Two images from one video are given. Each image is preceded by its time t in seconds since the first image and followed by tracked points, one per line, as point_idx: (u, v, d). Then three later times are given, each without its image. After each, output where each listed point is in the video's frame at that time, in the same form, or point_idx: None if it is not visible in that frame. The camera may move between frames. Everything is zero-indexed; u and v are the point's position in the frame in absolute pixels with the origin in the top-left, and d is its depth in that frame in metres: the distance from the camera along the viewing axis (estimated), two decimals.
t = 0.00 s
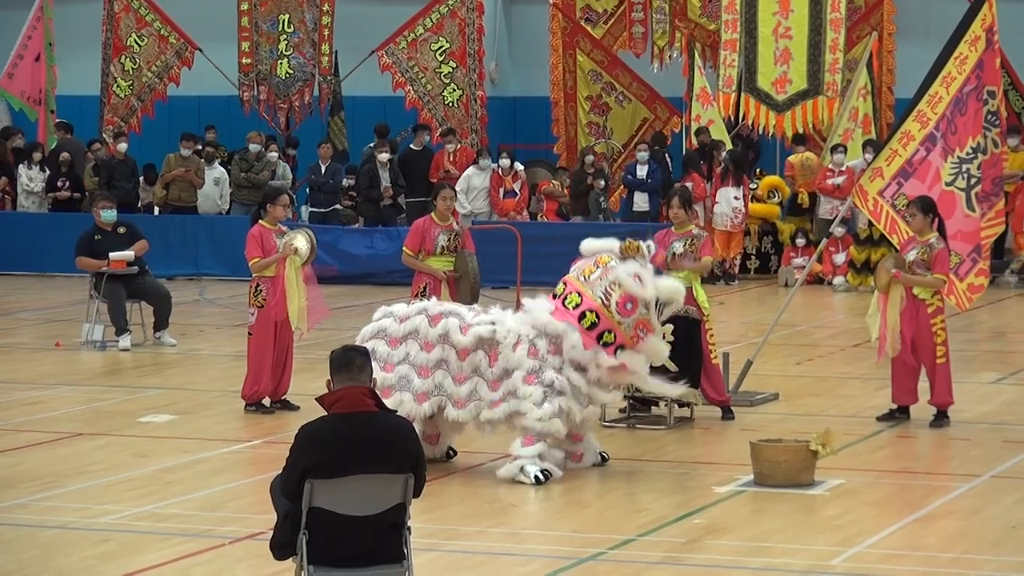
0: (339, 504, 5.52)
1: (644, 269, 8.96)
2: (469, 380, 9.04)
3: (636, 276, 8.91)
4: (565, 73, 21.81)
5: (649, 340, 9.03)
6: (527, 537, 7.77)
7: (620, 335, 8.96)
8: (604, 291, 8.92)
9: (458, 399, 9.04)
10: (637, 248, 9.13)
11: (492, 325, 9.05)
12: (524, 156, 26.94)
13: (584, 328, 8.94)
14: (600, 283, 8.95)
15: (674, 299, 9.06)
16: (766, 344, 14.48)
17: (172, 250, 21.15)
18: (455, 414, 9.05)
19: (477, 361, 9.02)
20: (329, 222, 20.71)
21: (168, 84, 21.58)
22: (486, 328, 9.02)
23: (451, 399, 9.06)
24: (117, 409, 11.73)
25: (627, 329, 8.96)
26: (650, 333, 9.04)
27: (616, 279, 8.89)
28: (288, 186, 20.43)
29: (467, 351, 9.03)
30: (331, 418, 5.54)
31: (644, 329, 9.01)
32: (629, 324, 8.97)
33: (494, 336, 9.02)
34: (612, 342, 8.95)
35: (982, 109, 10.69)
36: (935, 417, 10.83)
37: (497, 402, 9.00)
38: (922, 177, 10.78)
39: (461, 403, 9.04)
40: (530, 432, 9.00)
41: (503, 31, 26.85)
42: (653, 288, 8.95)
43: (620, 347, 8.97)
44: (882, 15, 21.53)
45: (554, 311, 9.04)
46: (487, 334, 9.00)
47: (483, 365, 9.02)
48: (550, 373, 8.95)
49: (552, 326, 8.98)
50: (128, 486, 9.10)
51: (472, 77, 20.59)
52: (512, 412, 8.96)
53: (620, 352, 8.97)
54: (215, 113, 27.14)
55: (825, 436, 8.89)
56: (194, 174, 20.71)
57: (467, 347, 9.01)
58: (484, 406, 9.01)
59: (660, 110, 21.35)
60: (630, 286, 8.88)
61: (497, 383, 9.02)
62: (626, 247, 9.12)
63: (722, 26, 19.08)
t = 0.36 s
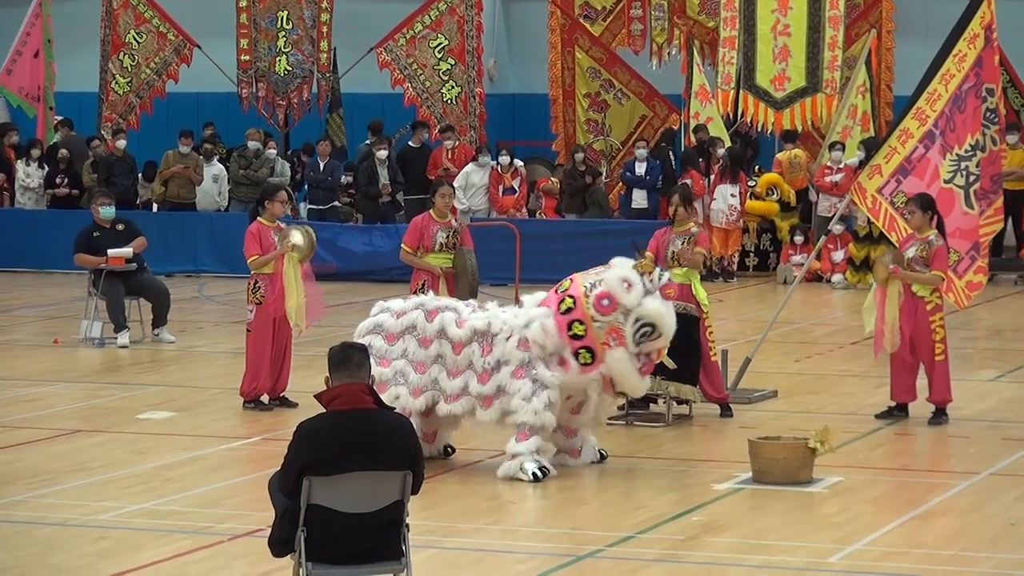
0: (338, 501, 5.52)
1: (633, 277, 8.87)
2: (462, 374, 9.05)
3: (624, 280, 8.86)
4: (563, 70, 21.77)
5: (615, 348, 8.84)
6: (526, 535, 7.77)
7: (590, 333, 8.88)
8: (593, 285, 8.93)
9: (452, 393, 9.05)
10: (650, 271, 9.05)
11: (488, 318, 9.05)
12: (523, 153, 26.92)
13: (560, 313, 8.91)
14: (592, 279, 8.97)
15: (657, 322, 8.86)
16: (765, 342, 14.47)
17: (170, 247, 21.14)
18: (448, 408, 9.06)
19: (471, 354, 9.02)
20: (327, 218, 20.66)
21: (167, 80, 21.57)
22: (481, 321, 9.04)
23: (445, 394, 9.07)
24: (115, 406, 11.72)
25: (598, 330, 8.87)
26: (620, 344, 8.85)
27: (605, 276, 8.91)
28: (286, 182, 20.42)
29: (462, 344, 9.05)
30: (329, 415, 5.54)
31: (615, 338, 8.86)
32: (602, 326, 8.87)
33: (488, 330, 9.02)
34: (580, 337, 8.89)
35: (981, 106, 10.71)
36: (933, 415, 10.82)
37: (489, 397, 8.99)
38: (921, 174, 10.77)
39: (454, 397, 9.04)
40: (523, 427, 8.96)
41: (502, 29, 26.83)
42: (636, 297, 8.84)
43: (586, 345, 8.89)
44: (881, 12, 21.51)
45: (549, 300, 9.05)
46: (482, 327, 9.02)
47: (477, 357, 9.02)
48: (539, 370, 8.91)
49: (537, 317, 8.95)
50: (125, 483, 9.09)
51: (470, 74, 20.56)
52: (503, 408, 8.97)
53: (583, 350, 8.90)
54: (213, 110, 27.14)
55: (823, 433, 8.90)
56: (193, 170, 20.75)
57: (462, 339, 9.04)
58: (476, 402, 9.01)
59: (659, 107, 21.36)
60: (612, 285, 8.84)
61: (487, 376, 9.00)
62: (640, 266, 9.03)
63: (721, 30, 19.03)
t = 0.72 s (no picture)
0: (336, 499, 5.53)
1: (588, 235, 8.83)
2: (456, 376, 9.04)
3: (577, 244, 8.85)
4: (560, 68, 21.74)
5: (607, 305, 8.74)
6: (523, 533, 7.77)
7: (578, 304, 8.86)
8: (560, 265, 8.98)
9: (446, 394, 9.05)
10: (610, 225, 8.87)
11: (483, 325, 9.07)
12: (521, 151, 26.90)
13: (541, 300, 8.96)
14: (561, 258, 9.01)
15: (630, 260, 8.68)
16: (762, 340, 14.49)
17: (168, 246, 21.14)
18: (440, 409, 9.08)
19: (467, 357, 9.02)
20: (325, 217, 20.60)
21: (163, 79, 21.57)
22: (477, 326, 9.05)
23: (438, 395, 9.07)
24: (113, 405, 11.72)
25: (585, 298, 8.85)
26: (610, 298, 8.75)
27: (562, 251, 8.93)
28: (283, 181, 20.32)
29: (457, 347, 9.02)
30: (326, 413, 5.54)
31: (603, 294, 8.79)
32: (587, 292, 8.85)
33: (484, 333, 9.03)
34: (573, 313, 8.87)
35: (977, 104, 10.70)
36: (930, 412, 10.83)
37: (483, 400, 9.03)
38: (918, 172, 10.79)
39: (447, 399, 9.05)
40: (521, 426, 9.00)
41: (500, 28, 26.84)
42: (597, 252, 8.78)
43: (581, 316, 8.84)
44: (878, 10, 21.50)
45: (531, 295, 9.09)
46: (478, 332, 9.03)
47: (472, 361, 9.03)
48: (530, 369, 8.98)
49: (521, 313, 8.99)
50: (123, 482, 9.09)
51: (467, 72, 20.55)
52: (497, 411, 9.02)
53: (581, 321, 8.83)
54: (210, 109, 27.15)
55: (821, 431, 8.84)
56: (190, 168, 20.76)
57: (458, 342, 9.02)
58: (470, 403, 9.04)
59: (656, 105, 21.38)
60: (569, 251, 8.84)
61: (480, 379, 9.05)
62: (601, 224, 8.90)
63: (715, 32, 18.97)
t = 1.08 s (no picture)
0: (336, 496, 5.52)
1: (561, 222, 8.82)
2: (452, 372, 8.99)
3: (551, 235, 8.82)
4: (559, 65, 21.69)
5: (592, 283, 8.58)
6: (522, 530, 7.75)
7: (569, 293, 8.72)
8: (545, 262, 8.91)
9: (442, 390, 9.00)
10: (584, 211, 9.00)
11: (485, 326, 9.07)
12: (520, 148, 26.87)
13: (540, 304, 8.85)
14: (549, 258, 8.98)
15: (600, 232, 8.59)
16: (761, 337, 14.48)
17: (167, 244, 21.13)
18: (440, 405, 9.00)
19: (466, 356, 8.99)
20: (323, 215, 20.67)
21: (162, 77, 21.55)
22: (479, 327, 9.05)
23: (436, 392, 9.02)
24: (112, 402, 11.70)
25: (573, 284, 8.71)
26: (593, 276, 8.59)
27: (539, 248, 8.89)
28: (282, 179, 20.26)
29: (457, 348, 9.03)
30: (325, 410, 5.53)
31: (586, 274, 8.65)
32: (572, 276, 8.73)
33: (487, 334, 9.02)
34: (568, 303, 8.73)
35: (977, 101, 10.69)
36: (930, 409, 10.82)
37: (485, 394, 8.95)
38: (917, 169, 10.79)
39: (445, 395, 9.00)
40: (525, 422, 8.96)
41: (499, 25, 26.84)
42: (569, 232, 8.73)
43: (577, 303, 8.70)
44: (878, 7, 21.47)
45: (532, 302, 8.95)
46: (479, 333, 9.02)
47: (471, 360, 8.98)
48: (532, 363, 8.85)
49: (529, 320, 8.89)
50: (122, 479, 9.08)
51: (466, 69, 20.14)
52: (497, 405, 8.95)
53: (579, 308, 8.70)
54: (209, 107, 27.13)
55: (821, 428, 8.85)
56: (188, 167, 20.76)
57: (459, 343, 9.03)
58: (469, 398, 8.96)
59: (655, 102, 21.36)
60: (546, 246, 8.81)
61: (477, 373, 8.94)
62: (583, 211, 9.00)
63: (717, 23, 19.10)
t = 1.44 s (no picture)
0: (333, 490, 5.51)
1: (574, 231, 8.80)
2: (455, 367, 9.01)
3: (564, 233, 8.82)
4: (556, 59, 21.69)
5: (551, 303, 8.72)
6: (519, 524, 7.75)
7: (536, 290, 8.85)
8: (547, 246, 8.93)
9: (445, 386, 9.03)
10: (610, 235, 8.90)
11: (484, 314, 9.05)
12: (517, 142, 26.84)
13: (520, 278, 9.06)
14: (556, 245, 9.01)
15: (588, 274, 8.65)
16: (759, 330, 14.48)
17: (164, 238, 21.11)
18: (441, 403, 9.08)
19: (467, 348, 8.98)
20: (321, 208, 20.67)
21: (159, 71, 21.52)
22: (478, 316, 9.04)
23: (439, 386, 9.04)
24: (109, 397, 11.70)
25: (542, 288, 8.82)
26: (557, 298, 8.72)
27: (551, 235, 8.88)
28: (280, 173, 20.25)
29: (457, 338, 9.02)
30: (322, 405, 5.53)
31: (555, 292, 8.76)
32: (547, 281, 8.82)
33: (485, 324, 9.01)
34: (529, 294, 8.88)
35: (974, 93, 10.70)
36: (928, 402, 10.82)
37: (484, 391, 8.99)
38: (914, 162, 10.79)
39: (447, 391, 9.03)
40: (522, 418, 9.01)
41: (496, 20, 26.85)
42: (572, 249, 8.71)
43: (531, 302, 8.83)
44: None
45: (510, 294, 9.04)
46: (478, 322, 9.00)
47: (472, 354, 8.99)
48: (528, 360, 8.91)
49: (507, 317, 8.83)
50: (119, 474, 9.07)
51: (463, 63, 20.28)
52: (493, 407, 8.98)
53: (528, 306, 8.82)
54: (206, 101, 27.10)
55: (818, 421, 8.83)
56: (185, 160, 20.74)
57: (458, 333, 9.02)
58: (469, 396, 9.02)
59: (653, 96, 21.32)
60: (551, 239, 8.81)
61: (481, 374, 8.99)
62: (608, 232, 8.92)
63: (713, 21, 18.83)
